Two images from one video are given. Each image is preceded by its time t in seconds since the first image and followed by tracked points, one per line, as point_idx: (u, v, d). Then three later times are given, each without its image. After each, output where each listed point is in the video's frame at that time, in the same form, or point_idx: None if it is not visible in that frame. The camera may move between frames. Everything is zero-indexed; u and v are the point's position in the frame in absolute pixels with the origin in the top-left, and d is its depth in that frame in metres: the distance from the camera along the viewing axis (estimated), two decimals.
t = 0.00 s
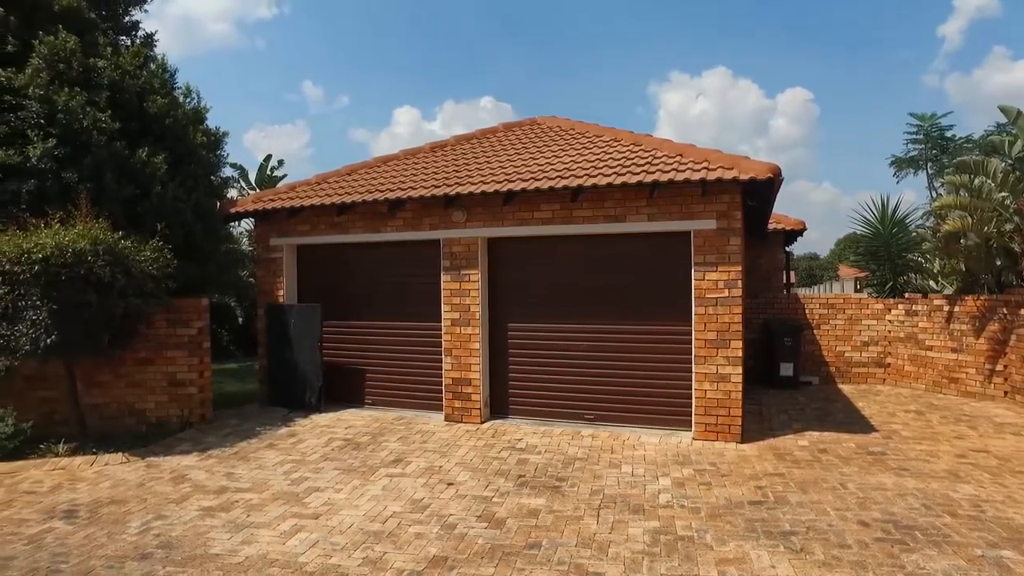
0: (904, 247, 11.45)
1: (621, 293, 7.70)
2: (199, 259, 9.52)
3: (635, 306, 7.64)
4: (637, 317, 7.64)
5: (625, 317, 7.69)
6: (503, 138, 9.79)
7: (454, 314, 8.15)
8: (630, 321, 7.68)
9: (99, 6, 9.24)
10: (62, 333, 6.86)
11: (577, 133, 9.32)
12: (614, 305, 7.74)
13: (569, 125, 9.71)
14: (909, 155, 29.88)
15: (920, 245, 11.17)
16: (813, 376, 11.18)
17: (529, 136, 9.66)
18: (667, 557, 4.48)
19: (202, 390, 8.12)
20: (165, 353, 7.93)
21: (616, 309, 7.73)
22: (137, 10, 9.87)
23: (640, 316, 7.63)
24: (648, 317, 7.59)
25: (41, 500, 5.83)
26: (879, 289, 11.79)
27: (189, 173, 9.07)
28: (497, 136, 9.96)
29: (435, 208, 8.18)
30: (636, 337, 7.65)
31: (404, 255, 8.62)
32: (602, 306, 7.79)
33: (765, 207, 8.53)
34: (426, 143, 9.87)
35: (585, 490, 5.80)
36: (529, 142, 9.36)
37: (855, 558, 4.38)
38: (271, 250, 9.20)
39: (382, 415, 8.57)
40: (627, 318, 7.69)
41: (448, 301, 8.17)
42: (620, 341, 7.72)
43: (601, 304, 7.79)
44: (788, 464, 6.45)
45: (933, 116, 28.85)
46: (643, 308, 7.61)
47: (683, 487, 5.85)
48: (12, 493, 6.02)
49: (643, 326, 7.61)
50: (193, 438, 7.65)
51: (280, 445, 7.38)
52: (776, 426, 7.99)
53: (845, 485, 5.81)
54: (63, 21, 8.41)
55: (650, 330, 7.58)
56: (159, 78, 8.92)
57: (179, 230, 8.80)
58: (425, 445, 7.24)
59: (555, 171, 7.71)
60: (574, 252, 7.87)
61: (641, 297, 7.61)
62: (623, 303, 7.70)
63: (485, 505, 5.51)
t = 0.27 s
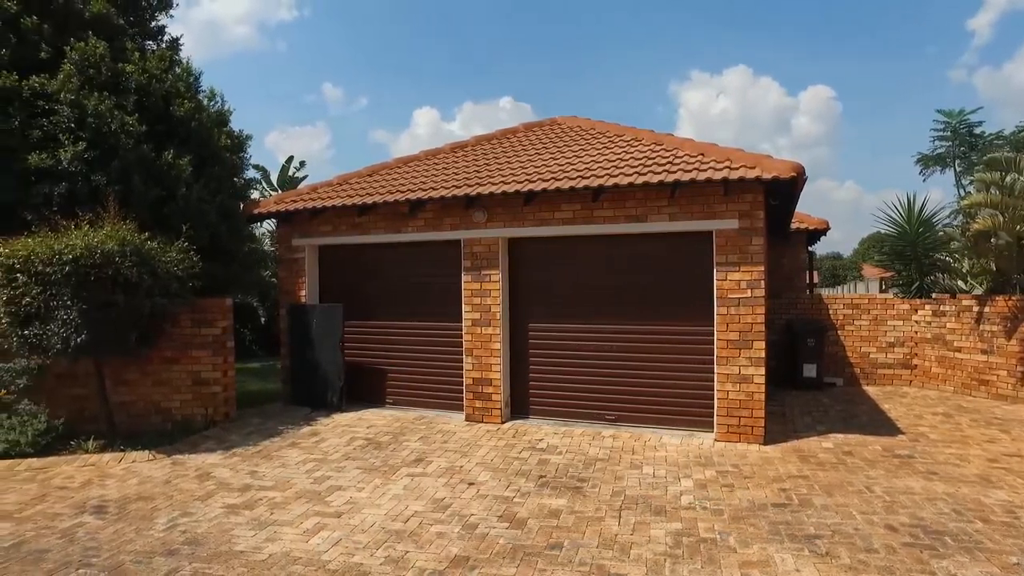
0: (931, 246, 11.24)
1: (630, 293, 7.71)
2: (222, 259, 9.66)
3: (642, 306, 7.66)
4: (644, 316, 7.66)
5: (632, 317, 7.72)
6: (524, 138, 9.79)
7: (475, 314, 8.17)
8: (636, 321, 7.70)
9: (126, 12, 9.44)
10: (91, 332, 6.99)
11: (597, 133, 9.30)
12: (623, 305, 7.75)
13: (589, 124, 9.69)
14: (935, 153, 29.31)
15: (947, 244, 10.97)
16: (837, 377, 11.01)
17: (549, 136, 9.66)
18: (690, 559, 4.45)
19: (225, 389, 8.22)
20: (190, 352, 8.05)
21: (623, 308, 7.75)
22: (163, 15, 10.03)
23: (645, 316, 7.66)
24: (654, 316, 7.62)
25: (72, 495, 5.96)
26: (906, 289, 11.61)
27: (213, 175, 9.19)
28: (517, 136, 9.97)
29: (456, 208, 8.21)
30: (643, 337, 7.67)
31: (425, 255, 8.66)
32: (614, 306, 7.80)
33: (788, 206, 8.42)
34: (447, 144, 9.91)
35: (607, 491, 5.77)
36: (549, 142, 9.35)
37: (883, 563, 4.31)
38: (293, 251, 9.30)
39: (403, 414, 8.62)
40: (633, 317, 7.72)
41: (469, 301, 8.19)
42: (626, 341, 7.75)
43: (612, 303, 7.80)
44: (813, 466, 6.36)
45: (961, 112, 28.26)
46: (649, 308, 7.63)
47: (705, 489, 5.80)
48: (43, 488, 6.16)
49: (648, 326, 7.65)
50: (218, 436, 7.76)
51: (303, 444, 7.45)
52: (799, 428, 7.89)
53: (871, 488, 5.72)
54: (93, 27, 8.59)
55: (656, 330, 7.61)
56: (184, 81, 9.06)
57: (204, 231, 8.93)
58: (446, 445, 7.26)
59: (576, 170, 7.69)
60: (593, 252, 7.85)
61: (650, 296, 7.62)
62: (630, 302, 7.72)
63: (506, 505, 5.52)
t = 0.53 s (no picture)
0: (960, 245, 11.00)
1: (643, 293, 7.71)
2: (245, 260, 9.79)
3: (656, 306, 7.66)
4: (656, 316, 7.66)
5: (643, 317, 7.72)
6: (544, 138, 9.78)
7: (495, 314, 8.19)
8: (648, 321, 7.71)
9: (153, 17, 9.62)
10: (119, 332, 7.14)
11: (618, 132, 9.26)
12: (637, 304, 7.75)
13: (610, 124, 9.65)
14: (964, 149, 28.69)
15: (977, 243, 10.67)
16: (862, 378, 10.84)
17: (570, 135, 9.64)
18: (712, 561, 4.41)
19: (249, 388, 8.35)
20: (214, 352, 8.17)
21: (635, 308, 7.76)
22: (188, 19, 10.16)
23: (656, 316, 7.66)
24: (665, 317, 7.62)
25: (101, 491, 6.08)
26: (933, 289, 11.37)
27: (237, 176, 9.28)
28: (538, 136, 9.96)
29: (477, 208, 8.23)
30: (655, 337, 7.67)
31: (445, 255, 8.70)
32: (628, 306, 7.79)
33: (812, 205, 8.30)
34: (468, 144, 9.93)
35: (628, 492, 5.75)
36: (569, 142, 9.33)
37: (910, 568, 4.23)
38: (315, 251, 9.39)
39: (424, 414, 8.67)
40: (645, 318, 7.72)
41: (490, 301, 8.21)
42: (639, 341, 7.74)
43: (625, 304, 7.80)
44: (837, 469, 6.27)
45: (991, 107, 27.62)
46: (661, 308, 7.63)
47: (727, 490, 5.75)
48: (73, 484, 6.29)
49: (659, 326, 7.65)
50: (241, 434, 7.87)
51: (325, 442, 7.53)
52: (823, 430, 7.78)
53: (898, 492, 5.62)
54: (122, 33, 8.77)
55: (667, 330, 7.61)
56: (208, 84, 9.18)
57: (228, 232, 9.05)
58: (467, 445, 7.29)
59: (597, 170, 7.67)
60: (613, 252, 7.82)
61: (665, 296, 7.61)
62: (643, 302, 7.72)
63: (527, 505, 5.52)
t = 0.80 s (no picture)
0: (986, 244, 10.79)
1: (659, 293, 7.68)
2: (264, 260, 9.89)
3: (672, 306, 7.62)
4: (672, 317, 7.63)
5: (658, 317, 7.69)
6: (561, 138, 9.77)
7: (513, 314, 8.19)
8: (663, 321, 7.68)
9: (174, 21, 9.76)
10: (141, 331, 7.25)
11: (635, 131, 9.22)
12: (653, 304, 7.71)
13: (628, 123, 9.61)
14: (990, 147, 28.16)
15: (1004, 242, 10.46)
16: (884, 380, 10.67)
17: (587, 135, 9.61)
18: (731, 563, 4.37)
19: (268, 387, 8.43)
20: (234, 351, 8.26)
21: (650, 308, 7.73)
22: (209, 22, 10.30)
23: (672, 316, 7.63)
24: (681, 316, 7.58)
25: (124, 487, 6.19)
26: (958, 289, 11.10)
27: (256, 177, 9.36)
28: (555, 136, 9.95)
29: (494, 209, 8.24)
30: (671, 337, 7.64)
31: (462, 255, 8.73)
32: (644, 306, 7.76)
33: (833, 204, 8.19)
34: (485, 144, 9.95)
35: (646, 493, 5.72)
36: (586, 141, 9.30)
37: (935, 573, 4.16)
38: (333, 251, 9.47)
39: (441, 413, 8.70)
40: (661, 317, 7.68)
41: (507, 301, 8.22)
42: (654, 342, 7.72)
43: (641, 303, 7.78)
44: (859, 471, 6.18)
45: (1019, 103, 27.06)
46: (677, 308, 7.60)
47: (747, 492, 5.70)
48: (98, 480, 6.41)
49: (675, 326, 7.61)
50: (261, 433, 7.95)
51: (343, 441, 7.59)
52: (844, 431, 7.68)
53: (921, 495, 5.52)
54: (145, 36, 8.93)
55: (683, 330, 7.57)
56: (228, 86, 9.30)
57: (247, 232, 9.15)
58: (484, 444, 7.30)
59: (614, 170, 7.64)
60: (630, 252, 7.79)
61: (681, 296, 7.57)
62: (658, 302, 7.69)
63: (544, 505, 5.51)
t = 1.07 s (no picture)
0: (1013, 243, 10.58)
1: (676, 293, 7.63)
2: (283, 260, 9.99)
3: (690, 306, 7.56)
4: (690, 317, 7.58)
5: (676, 317, 7.64)
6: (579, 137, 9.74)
7: (530, 314, 8.18)
8: (681, 322, 7.63)
9: (195, 24, 9.89)
10: (163, 331, 7.35)
11: (653, 130, 9.17)
12: (671, 304, 7.67)
13: (645, 122, 9.56)
14: (1017, 143, 27.56)
15: None
16: (906, 381, 10.50)
17: (605, 134, 9.58)
18: (751, 566, 4.33)
19: (286, 386, 8.51)
20: (253, 350, 8.34)
21: (668, 308, 7.69)
22: (229, 25, 10.43)
23: (690, 317, 7.58)
24: (698, 317, 7.53)
25: (147, 484, 6.28)
26: (983, 289, 10.91)
27: (275, 178, 9.46)
28: (573, 135, 9.93)
29: (511, 208, 8.24)
30: (688, 338, 7.59)
31: (479, 255, 8.74)
32: (661, 306, 7.72)
33: (855, 202, 8.08)
34: (502, 144, 9.96)
35: (664, 494, 5.69)
36: (604, 140, 9.27)
37: None
38: (351, 251, 9.53)
39: (459, 413, 8.72)
40: (678, 318, 7.64)
41: (525, 301, 8.21)
42: (672, 342, 7.67)
43: (658, 303, 7.73)
44: (881, 474, 6.09)
45: None
46: (695, 309, 7.54)
47: (766, 493, 5.64)
48: (121, 477, 6.52)
49: (693, 327, 7.56)
50: (280, 431, 8.03)
51: (361, 440, 7.64)
52: (866, 433, 7.57)
53: (946, 499, 5.42)
54: (166, 39, 9.07)
55: (701, 332, 7.52)
56: (248, 88, 9.42)
57: (267, 232, 9.24)
58: (502, 444, 7.31)
59: (632, 169, 7.60)
60: (647, 252, 7.75)
61: (699, 296, 7.51)
62: (676, 302, 7.64)
63: (561, 505, 5.50)
